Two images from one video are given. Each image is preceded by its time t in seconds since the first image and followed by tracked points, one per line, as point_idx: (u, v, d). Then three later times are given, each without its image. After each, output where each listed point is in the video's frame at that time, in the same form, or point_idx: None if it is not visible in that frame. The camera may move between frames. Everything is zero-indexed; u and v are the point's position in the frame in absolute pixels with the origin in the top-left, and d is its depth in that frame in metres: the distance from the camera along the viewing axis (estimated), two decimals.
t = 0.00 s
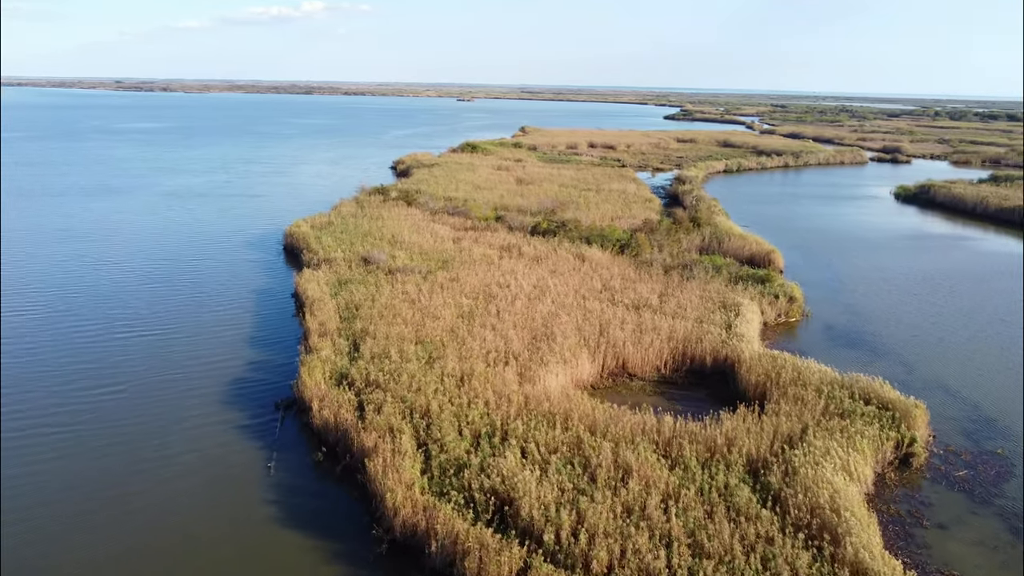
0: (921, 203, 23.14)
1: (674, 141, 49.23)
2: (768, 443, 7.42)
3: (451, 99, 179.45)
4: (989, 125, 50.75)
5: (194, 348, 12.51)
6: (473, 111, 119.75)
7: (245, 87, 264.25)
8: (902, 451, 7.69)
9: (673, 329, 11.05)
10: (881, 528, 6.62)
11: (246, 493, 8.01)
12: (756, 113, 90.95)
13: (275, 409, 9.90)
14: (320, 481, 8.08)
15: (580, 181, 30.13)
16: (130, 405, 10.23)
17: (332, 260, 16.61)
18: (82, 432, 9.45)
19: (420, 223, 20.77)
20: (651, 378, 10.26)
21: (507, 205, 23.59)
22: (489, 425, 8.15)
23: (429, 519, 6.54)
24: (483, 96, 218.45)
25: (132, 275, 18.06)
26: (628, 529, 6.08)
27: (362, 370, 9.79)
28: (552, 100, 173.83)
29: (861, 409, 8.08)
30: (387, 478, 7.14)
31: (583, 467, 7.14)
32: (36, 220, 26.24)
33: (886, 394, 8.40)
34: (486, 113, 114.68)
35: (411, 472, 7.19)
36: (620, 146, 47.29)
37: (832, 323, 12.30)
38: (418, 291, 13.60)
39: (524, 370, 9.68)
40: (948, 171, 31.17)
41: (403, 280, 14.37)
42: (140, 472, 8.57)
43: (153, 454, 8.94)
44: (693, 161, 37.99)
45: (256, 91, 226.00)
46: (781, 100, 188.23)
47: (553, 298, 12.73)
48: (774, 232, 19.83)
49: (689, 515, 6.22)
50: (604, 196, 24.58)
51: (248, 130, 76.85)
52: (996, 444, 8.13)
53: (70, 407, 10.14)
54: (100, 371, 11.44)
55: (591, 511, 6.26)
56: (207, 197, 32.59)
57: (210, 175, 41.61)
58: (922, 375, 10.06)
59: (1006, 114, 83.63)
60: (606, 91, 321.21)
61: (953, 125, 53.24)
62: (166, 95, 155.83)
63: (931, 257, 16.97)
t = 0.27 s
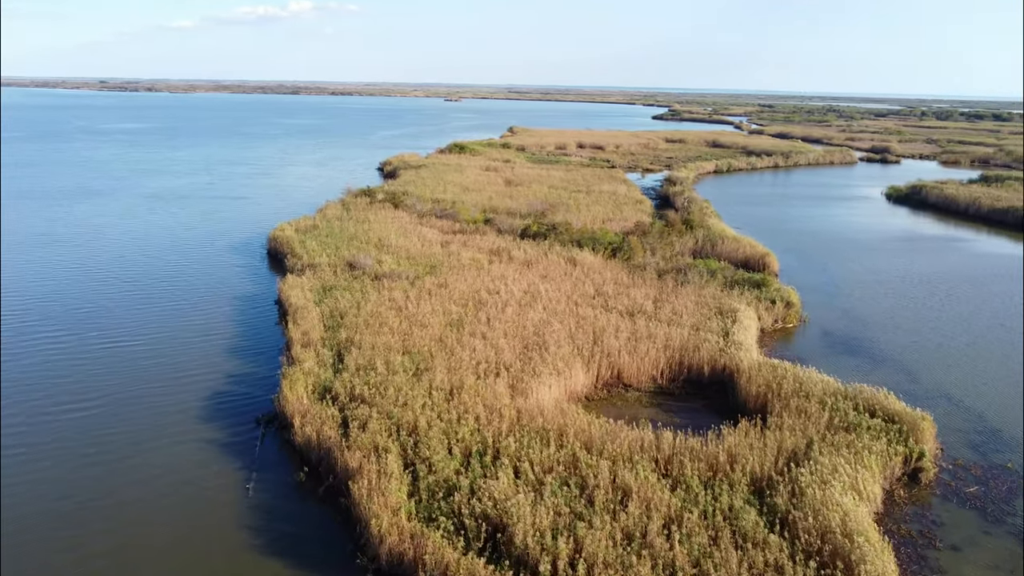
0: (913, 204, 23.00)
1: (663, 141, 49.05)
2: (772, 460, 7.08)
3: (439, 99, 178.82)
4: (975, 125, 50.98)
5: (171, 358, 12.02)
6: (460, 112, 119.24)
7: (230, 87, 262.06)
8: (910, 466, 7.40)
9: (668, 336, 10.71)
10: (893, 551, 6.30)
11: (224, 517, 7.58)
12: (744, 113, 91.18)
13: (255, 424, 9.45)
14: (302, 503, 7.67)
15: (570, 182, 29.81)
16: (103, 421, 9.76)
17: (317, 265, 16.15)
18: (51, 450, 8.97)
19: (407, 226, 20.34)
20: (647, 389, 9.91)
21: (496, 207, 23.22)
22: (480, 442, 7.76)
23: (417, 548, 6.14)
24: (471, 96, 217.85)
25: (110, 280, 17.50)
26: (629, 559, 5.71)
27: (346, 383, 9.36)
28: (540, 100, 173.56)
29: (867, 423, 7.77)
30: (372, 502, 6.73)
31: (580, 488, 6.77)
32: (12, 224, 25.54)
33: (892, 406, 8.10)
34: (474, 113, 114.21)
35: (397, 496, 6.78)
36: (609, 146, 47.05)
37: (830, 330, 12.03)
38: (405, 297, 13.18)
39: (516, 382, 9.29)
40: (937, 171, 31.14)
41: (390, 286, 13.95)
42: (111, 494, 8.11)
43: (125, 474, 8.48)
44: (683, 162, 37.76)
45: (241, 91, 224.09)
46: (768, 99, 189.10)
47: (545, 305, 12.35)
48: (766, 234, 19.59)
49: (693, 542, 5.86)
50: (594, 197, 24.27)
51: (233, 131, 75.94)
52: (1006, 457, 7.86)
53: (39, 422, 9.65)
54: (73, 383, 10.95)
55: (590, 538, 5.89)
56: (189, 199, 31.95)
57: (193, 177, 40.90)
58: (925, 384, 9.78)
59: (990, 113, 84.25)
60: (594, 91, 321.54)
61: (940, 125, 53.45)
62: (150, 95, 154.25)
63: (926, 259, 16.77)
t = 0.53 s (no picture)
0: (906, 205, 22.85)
1: (652, 141, 48.86)
2: (779, 479, 6.74)
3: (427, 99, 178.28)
4: (963, 126, 51.17)
5: (148, 370, 11.53)
6: (448, 112, 118.66)
7: (216, 87, 259.99)
8: (920, 482, 7.09)
9: (665, 345, 10.36)
10: None
11: (199, 544, 7.15)
12: (732, 113, 91.27)
13: (234, 442, 9.00)
14: (283, 529, 7.25)
15: (560, 183, 29.47)
16: (73, 439, 9.27)
17: (301, 270, 15.69)
18: (15, 472, 8.47)
19: (395, 229, 19.91)
20: (643, 400, 9.55)
21: (485, 209, 22.83)
22: (470, 461, 7.36)
23: None
24: (459, 96, 217.23)
25: (86, 287, 16.92)
26: None
27: (330, 398, 8.93)
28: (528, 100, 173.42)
29: (875, 437, 7.45)
30: (357, 530, 6.32)
31: (577, 512, 6.40)
32: None
33: (899, 419, 7.80)
34: (463, 113, 113.82)
35: (383, 522, 6.38)
36: (599, 147, 46.78)
37: (829, 336, 11.73)
38: (392, 305, 12.75)
39: (508, 395, 8.89)
40: (928, 172, 31.08)
41: (377, 293, 13.52)
42: (79, 521, 7.63)
43: (95, 499, 8.01)
44: (673, 162, 37.56)
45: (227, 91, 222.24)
46: (756, 99, 189.88)
47: (536, 312, 11.97)
48: (760, 236, 19.33)
49: (700, 572, 5.50)
50: (584, 199, 23.94)
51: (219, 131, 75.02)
52: (1017, 471, 7.57)
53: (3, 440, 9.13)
54: (42, 398, 10.42)
55: (590, 569, 5.51)
56: (172, 202, 31.31)
57: (176, 179, 40.19)
58: (929, 393, 9.50)
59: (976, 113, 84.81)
60: (582, 91, 322.06)
61: (928, 125, 53.64)
62: (134, 95, 152.61)
63: (922, 261, 16.56)
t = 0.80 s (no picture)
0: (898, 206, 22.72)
1: (641, 142, 48.65)
2: (785, 500, 6.40)
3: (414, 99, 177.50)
4: (949, 126, 51.39)
5: (123, 383, 11.03)
6: (436, 112, 118.02)
7: (201, 87, 257.49)
8: (931, 500, 6.78)
9: (661, 354, 10.02)
10: None
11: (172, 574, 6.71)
12: (720, 113, 91.37)
13: (212, 461, 8.56)
14: (262, 557, 6.83)
15: (550, 184, 29.12)
16: (40, 458, 8.78)
17: (285, 276, 15.21)
18: None
19: (381, 233, 19.45)
20: (640, 413, 9.19)
21: (474, 211, 22.43)
22: (460, 483, 6.97)
23: None
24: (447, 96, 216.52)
25: (61, 294, 16.35)
26: None
27: (313, 414, 8.51)
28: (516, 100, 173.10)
29: (883, 453, 7.13)
30: (339, 561, 5.90)
31: (574, 539, 6.03)
32: None
33: (907, 433, 7.50)
34: (450, 113, 113.27)
35: (368, 553, 5.97)
36: (588, 147, 46.50)
37: (828, 342, 11.45)
38: (379, 313, 12.33)
39: (499, 410, 8.50)
40: (917, 172, 31.04)
41: (362, 300, 13.10)
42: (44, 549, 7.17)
43: (62, 525, 7.54)
44: (663, 163, 37.33)
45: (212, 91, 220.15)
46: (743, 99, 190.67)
47: (528, 319, 11.59)
48: (753, 238, 19.09)
49: None
50: (574, 201, 23.61)
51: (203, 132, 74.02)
52: None
53: None
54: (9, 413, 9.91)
55: None
56: (153, 205, 30.64)
57: (159, 181, 39.45)
58: (934, 403, 9.22)
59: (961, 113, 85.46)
60: (570, 91, 322.25)
61: (915, 125, 53.85)
62: (117, 95, 150.75)
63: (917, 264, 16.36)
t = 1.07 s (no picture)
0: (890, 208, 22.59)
1: (630, 142, 48.44)
2: (793, 524, 6.07)
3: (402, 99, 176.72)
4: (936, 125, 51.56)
5: (97, 397, 10.55)
6: (424, 112, 117.46)
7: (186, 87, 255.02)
8: (945, 520, 6.47)
9: (658, 364, 9.67)
10: None
11: None
12: (708, 114, 91.41)
13: (188, 482, 8.12)
14: None
15: (539, 186, 28.78)
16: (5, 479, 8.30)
17: (267, 282, 14.74)
18: None
19: (367, 236, 19.00)
20: (637, 426, 8.84)
21: (462, 214, 22.02)
22: (450, 507, 6.57)
23: None
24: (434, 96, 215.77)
25: (35, 301, 15.79)
26: None
27: (294, 432, 8.08)
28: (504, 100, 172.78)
29: (893, 470, 6.82)
30: None
31: (572, 569, 5.65)
32: None
33: (916, 448, 7.19)
34: (438, 114, 112.69)
35: None
36: (576, 148, 46.21)
37: (827, 349, 11.17)
38: (364, 321, 11.90)
39: (490, 426, 8.12)
40: (907, 172, 30.98)
41: (348, 307, 12.67)
42: None
43: (26, 553, 7.09)
44: (652, 163, 37.11)
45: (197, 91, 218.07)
46: (730, 99, 191.30)
47: (519, 327, 11.22)
48: (746, 240, 18.81)
49: None
50: (564, 203, 23.27)
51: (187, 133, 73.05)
52: None
53: None
54: None
55: None
56: (134, 207, 29.99)
57: (141, 183, 38.72)
58: (939, 414, 8.93)
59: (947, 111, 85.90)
60: (557, 91, 322.39)
61: (902, 125, 54.02)
62: (100, 95, 148.95)
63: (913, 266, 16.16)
